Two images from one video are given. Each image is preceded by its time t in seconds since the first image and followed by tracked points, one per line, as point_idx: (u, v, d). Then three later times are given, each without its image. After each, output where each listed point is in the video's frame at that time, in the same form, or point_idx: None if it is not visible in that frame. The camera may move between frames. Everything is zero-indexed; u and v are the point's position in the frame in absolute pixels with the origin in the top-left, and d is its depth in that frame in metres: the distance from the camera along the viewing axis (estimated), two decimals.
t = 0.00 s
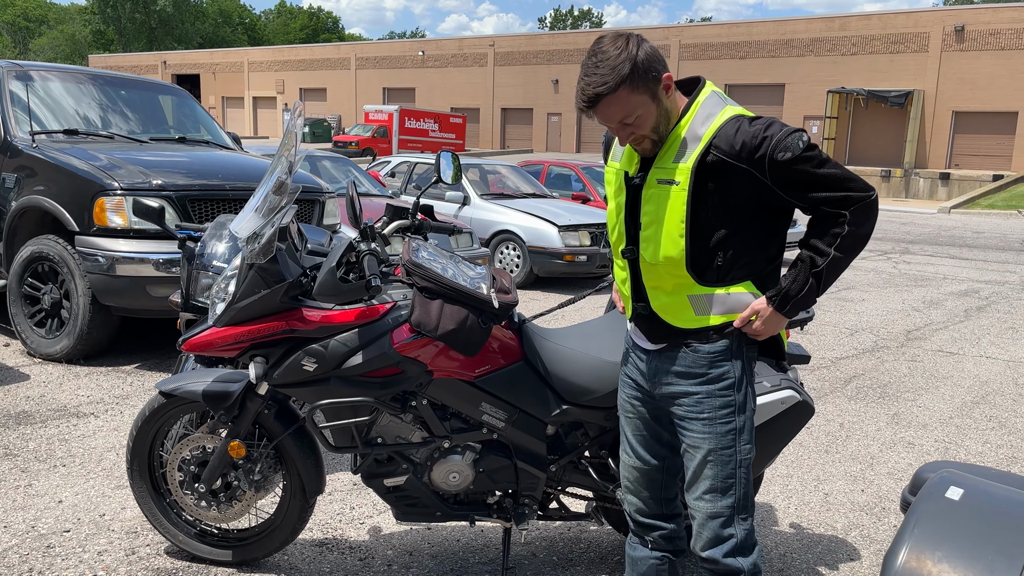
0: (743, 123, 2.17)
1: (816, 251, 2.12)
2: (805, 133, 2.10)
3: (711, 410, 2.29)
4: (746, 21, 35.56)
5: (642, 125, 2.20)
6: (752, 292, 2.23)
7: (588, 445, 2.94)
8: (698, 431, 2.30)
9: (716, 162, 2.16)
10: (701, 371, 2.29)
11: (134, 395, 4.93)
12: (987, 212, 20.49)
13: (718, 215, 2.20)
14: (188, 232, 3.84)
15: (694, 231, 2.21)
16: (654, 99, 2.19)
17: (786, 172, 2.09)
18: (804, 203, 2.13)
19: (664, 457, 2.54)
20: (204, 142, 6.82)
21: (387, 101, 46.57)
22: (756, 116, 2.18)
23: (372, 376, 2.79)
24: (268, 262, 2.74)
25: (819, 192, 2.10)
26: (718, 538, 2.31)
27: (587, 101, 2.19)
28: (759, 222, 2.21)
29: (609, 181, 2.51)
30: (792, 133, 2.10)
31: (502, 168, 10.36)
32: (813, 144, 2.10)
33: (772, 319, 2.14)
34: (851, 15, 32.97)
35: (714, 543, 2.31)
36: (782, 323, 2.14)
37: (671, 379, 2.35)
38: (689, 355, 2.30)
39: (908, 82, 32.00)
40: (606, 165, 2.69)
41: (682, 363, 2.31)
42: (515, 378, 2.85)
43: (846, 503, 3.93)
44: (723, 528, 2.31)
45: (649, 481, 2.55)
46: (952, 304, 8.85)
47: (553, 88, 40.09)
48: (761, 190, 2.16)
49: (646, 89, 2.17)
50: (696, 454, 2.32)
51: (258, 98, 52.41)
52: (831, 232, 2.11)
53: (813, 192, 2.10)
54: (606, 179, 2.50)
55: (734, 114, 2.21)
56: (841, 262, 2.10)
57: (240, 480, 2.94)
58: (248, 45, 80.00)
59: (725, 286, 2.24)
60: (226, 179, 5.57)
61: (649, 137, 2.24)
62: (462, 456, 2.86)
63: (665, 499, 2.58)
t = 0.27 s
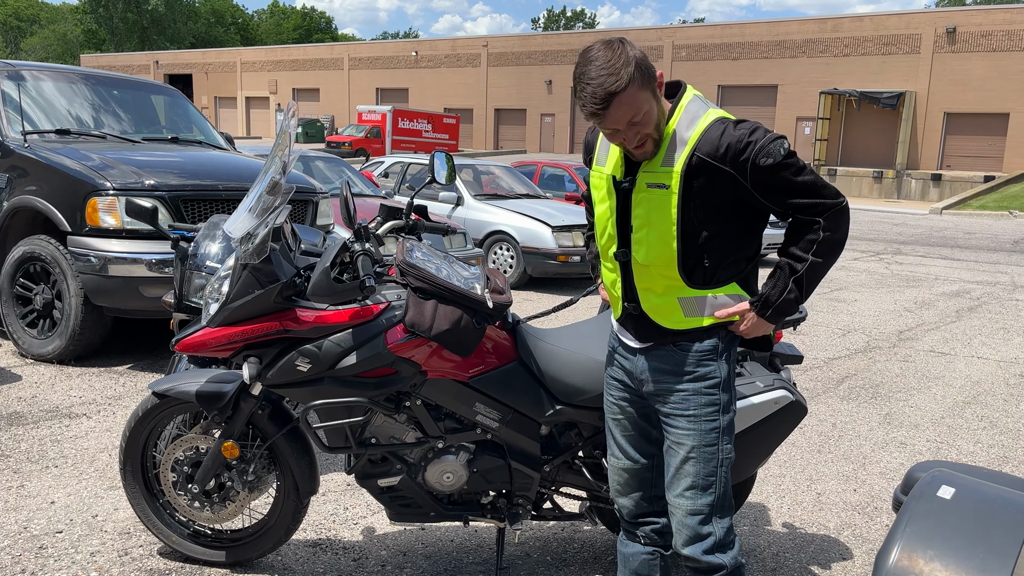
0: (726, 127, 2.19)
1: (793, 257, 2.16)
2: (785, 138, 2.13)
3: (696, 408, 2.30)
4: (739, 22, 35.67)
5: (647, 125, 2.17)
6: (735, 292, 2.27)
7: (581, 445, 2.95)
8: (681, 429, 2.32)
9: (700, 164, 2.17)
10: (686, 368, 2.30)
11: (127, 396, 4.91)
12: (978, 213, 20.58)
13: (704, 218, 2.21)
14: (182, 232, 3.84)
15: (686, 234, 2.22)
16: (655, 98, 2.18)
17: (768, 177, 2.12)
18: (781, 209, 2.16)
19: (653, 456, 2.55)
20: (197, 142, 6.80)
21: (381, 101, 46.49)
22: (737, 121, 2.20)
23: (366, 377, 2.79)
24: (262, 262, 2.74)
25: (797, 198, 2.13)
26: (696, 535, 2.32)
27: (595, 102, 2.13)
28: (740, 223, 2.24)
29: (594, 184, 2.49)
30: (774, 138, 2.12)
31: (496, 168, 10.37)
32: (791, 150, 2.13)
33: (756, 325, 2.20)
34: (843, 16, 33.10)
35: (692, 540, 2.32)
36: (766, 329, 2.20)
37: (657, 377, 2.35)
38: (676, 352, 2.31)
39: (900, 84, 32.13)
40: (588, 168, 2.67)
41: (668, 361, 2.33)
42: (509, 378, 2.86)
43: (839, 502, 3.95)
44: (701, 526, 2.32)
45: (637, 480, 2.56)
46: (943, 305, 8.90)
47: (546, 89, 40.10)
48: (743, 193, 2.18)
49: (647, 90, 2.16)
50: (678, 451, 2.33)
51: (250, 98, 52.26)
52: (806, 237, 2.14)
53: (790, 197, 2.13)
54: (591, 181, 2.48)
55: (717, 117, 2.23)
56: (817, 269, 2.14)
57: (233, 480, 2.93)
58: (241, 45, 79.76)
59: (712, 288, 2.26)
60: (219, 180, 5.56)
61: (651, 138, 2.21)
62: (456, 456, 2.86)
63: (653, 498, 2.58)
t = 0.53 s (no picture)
0: (727, 126, 2.19)
1: (794, 254, 2.19)
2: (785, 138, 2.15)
3: (701, 400, 2.32)
4: (734, 23, 35.75)
5: (651, 124, 2.16)
6: (733, 286, 2.29)
7: (577, 444, 2.96)
8: (687, 422, 2.33)
9: (701, 163, 2.18)
10: (689, 364, 2.32)
11: (121, 396, 4.90)
12: (972, 213, 20.66)
13: (703, 216, 2.22)
14: (176, 231, 3.82)
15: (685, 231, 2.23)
16: (660, 99, 2.18)
17: (768, 175, 2.14)
18: (781, 205, 2.17)
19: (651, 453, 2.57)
20: (192, 141, 6.79)
21: (376, 101, 46.43)
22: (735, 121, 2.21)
23: (362, 377, 2.79)
24: (257, 263, 2.74)
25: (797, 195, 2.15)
26: (706, 526, 2.33)
27: (603, 99, 2.13)
28: (738, 221, 2.25)
29: (591, 181, 2.50)
30: (774, 136, 2.15)
31: (491, 168, 10.37)
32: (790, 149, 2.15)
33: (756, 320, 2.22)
34: (837, 17, 33.20)
35: (702, 532, 2.33)
36: (758, 320, 2.26)
37: (659, 374, 2.36)
38: (678, 348, 2.33)
39: (894, 84, 32.24)
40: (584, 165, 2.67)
41: (671, 357, 2.34)
42: (505, 378, 2.87)
43: (834, 501, 3.97)
44: (711, 516, 2.33)
45: (635, 479, 2.57)
46: (937, 305, 8.93)
47: (541, 89, 40.11)
48: (742, 190, 2.19)
49: (653, 91, 2.15)
50: (685, 445, 2.35)
51: (245, 98, 52.15)
52: (807, 234, 2.17)
53: (789, 193, 2.15)
54: (589, 178, 2.48)
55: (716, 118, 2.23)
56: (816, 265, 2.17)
57: (229, 480, 2.93)
58: (235, 45, 79.55)
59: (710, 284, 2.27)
60: (214, 179, 5.55)
61: (653, 138, 2.20)
62: (451, 456, 2.87)
63: (649, 497, 2.59)
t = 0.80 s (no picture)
0: (725, 126, 2.20)
1: (797, 257, 2.17)
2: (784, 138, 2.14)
3: (696, 404, 2.31)
4: (730, 23, 35.81)
5: (647, 128, 2.18)
6: (732, 288, 2.29)
7: (574, 444, 2.96)
8: (682, 425, 2.33)
9: (699, 162, 2.19)
10: (683, 367, 2.32)
11: (117, 396, 4.89)
12: (967, 213, 20.71)
13: (700, 216, 2.23)
14: (173, 231, 3.81)
15: (682, 230, 2.24)
16: (657, 102, 2.19)
17: (765, 173, 2.13)
18: (781, 205, 2.17)
19: (647, 456, 2.57)
20: (188, 141, 6.78)
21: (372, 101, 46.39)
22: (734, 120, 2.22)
23: (359, 376, 2.80)
24: (255, 262, 2.74)
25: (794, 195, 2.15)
26: (701, 530, 2.33)
27: (597, 103, 2.16)
28: (735, 220, 2.25)
29: (590, 178, 2.51)
30: (772, 135, 2.14)
31: (487, 168, 10.37)
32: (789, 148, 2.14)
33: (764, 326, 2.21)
34: (833, 17, 33.28)
35: (697, 535, 2.34)
36: (764, 326, 2.24)
37: (654, 378, 2.37)
38: (673, 350, 2.33)
39: (889, 84, 32.31)
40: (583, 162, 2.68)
41: (665, 359, 2.34)
42: (502, 377, 2.87)
43: (830, 500, 3.98)
44: (705, 521, 2.33)
45: (632, 480, 2.57)
46: (933, 304, 8.96)
47: (538, 89, 40.12)
48: (739, 189, 2.19)
49: (650, 94, 2.16)
50: (680, 448, 2.35)
51: (241, 98, 52.05)
52: (809, 236, 2.15)
53: (788, 193, 2.14)
54: (587, 176, 2.50)
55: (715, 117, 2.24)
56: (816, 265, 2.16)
57: (225, 480, 2.93)
58: (231, 45, 79.39)
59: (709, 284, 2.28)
60: (210, 179, 5.54)
61: (649, 141, 2.22)
62: (449, 455, 2.87)
63: (646, 498, 2.60)
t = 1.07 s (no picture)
0: (717, 130, 2.19)
1: (794, 266, 2.18)
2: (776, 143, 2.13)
3: (691, 407, 2.32)
4: (728, 22, 35.84)
5: (632, 136, 2.20)
6: (728, 296, 2.28)
7: (573, 444, 2.97)
8: (677, 428, 2.34)
9: (690, 167, 2.19)
10: (678, 369, 2.32)
11: (116, 395, 4.89)
12: (965, 212, 20.72)
13: (693, 221, 2.23)
14: (171, 231, 3.81)
15: (674, 236, 2.24)
16: (643, 110, 2.19)
17: (759, 180, 2.12)
18: (774, 212, 2.17)
19: (646, 457, 2.57)
20: (186, 140, 6.78)
21: (370, 100, 46.32)
22: (729, 124, 2.22)
23: (358, 376, 2.80)
24: (253, 261, 2.74)
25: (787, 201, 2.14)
26: (696, 532, 2.34)
27: (580, 114, 2.17)
28: (728, 226, 2.25)
29: (587, 183, 2.53)
30: (765, 141, 2.13)
31: (485, 167, 10.36)
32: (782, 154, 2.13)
33: (762, 334, 2.21)
34: (830, 16, 33.32)
35: (692, 538, 2.34)
36: (772, 338, 2.22)
37: (651, 380, 2.37)
38: (668, 353, 2.33)
39: (887, 83, 32.35)
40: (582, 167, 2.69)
41: (661, 361, 2.34)
42: (500, 376, 2.87)
43: (827, 499, 3.98)
44: (701, 523, 2.34)
45: (630, 481, 2.58)
46: (930, 303, 8.98)
47: (536, 88, 40.10)
48: (732, 196, 2.19)
49: (635, 103, 2.17)
50: (676, 450, 2.35)
51: (238, 96, 51.95)
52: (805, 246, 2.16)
53: (781, 200, 2.14)
54: (584, 181, 2.52)
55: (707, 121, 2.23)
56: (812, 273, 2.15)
57: (224, 479, 2.94)
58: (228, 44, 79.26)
59: (702, 290, 2.27)
60: (208, 178, 5.54)
61: (635, 148, 2.23)
62: (448, 454, 2.87)
63: (645, 498, 2.60)
